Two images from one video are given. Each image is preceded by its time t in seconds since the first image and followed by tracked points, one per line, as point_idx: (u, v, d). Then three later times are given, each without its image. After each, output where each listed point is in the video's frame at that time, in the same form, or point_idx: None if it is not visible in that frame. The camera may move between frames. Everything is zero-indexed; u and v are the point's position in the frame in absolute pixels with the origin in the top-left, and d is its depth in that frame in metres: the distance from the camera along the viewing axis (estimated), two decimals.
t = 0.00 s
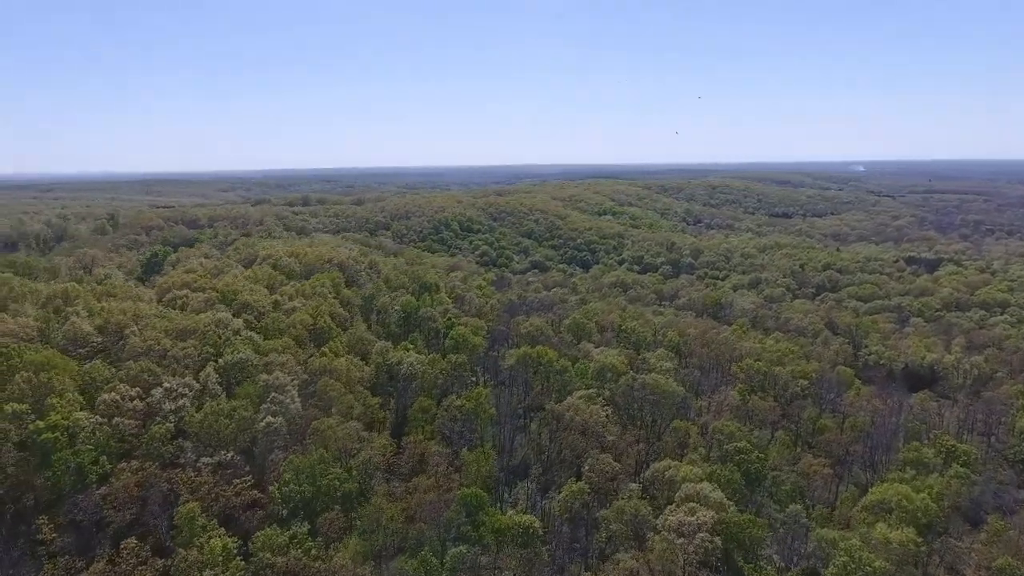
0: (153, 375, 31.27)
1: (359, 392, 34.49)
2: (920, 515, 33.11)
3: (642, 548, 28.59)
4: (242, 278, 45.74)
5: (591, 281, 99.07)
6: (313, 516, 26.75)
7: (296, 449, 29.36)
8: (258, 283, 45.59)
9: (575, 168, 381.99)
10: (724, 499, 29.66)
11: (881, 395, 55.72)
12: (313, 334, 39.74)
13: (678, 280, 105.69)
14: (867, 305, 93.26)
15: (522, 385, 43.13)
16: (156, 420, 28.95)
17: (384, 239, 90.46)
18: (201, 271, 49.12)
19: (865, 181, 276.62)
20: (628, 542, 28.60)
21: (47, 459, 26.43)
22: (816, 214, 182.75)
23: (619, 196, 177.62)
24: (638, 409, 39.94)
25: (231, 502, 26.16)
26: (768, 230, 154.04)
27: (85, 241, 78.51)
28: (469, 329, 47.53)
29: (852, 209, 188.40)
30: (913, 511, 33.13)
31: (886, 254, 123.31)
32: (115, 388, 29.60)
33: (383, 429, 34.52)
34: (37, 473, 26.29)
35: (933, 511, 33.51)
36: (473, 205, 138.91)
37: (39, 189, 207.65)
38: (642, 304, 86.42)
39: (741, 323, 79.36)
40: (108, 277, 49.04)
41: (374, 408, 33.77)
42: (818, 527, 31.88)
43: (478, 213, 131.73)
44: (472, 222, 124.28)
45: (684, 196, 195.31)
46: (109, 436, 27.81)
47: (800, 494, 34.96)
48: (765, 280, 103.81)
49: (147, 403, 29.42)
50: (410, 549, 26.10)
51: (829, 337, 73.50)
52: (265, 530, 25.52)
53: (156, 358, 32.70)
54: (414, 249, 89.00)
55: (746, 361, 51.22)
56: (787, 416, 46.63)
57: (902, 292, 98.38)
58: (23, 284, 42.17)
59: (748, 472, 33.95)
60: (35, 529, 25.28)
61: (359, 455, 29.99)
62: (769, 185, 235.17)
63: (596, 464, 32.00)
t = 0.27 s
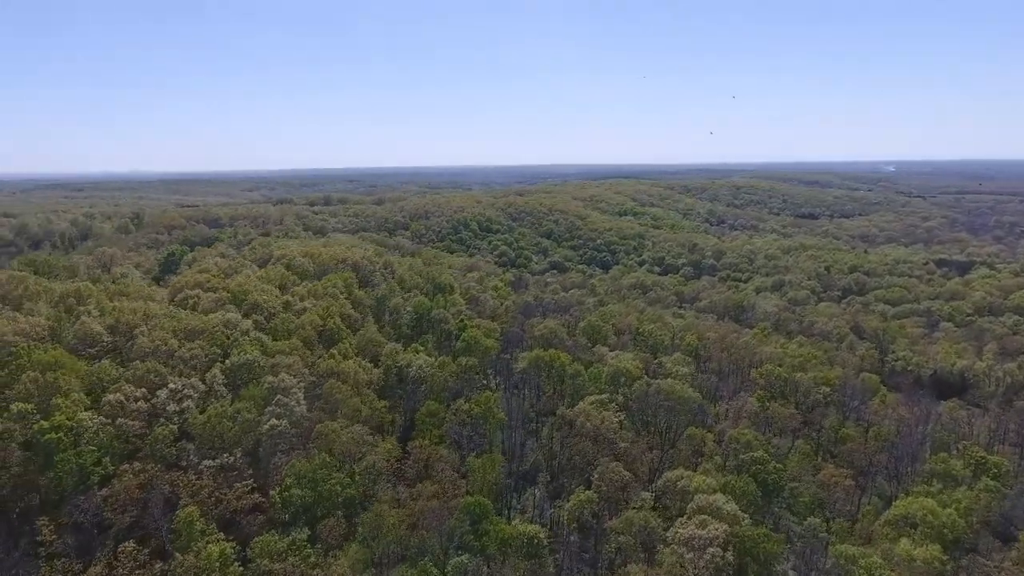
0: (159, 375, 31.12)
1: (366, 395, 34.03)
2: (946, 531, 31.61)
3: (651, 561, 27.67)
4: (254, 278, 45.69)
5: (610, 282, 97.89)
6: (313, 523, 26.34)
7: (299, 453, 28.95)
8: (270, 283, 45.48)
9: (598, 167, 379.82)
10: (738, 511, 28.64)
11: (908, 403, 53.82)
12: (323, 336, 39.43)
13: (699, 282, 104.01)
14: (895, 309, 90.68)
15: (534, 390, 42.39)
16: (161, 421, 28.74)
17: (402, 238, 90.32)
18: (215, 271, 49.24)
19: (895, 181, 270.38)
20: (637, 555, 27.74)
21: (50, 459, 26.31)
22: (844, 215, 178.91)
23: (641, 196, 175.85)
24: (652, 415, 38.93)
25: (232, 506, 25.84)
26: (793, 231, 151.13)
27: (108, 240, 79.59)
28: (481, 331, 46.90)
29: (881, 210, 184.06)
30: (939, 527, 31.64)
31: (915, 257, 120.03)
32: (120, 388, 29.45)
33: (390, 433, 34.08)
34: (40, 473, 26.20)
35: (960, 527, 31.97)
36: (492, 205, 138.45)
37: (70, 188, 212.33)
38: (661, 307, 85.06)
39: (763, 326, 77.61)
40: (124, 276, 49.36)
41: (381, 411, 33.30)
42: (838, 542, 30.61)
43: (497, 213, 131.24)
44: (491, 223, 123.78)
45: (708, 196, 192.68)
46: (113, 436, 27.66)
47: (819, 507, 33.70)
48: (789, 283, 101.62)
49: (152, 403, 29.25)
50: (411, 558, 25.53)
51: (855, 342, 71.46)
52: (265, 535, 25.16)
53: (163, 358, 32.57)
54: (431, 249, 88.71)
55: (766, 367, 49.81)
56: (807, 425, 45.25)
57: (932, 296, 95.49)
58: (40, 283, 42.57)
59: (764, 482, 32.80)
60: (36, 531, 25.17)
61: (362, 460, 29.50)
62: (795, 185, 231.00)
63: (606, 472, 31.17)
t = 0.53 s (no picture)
0: (165, 376, 30.93)
1: (373, 398, 33.52)
2: (974, 548, 30.05)
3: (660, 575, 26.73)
4: (266, 279, 45.56)
5: (629, 284, 96.54)
6: (314, 529, 25.91)
7: (302, 457, 28.53)
8: (282, 283, 45.29)
9: (621, 167, 377.20)
10: (752, 524, 27.57)
11: (936, 411, 51.80)
12: (332, 337, 39.04)
13: (720, 284, 102.15)
14: (924, 313, 87.93)
15: (546, 394, 41.66)
16: (165, 422, 28.50)
17: (420, 238, 90.03)
18: (229, 271, 49.25)
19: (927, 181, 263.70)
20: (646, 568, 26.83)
21: (53, 459, 26.18)
22: (872, 216, 174.78)
23: (664, 196, 173.74)
24: (666, 422, 37.85)
25: (232, 510, 25.49)
26: (820, 232, 147.89)
27: (131, 238, 80.66)
28: (494, 333, 46.17)
29: (912, 211, 179.40)
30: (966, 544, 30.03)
31: (947, 259, 116.51)
32: (126, 389, 29.27)
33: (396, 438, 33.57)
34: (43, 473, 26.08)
35: (990, 544, 30.29)
36: (512, 205, 137.77)
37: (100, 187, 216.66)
38: (681, 309, 83.59)
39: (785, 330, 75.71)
40: (140, 275, 49.67)
41: (388, 415, 32.78)
42: (858, 559, 29.28)
43: (517, 213, 130.54)
44: (511, 223, 123.07)
45: (732, 197, 189.74)
46: (116, 437, 27.46)
47: (839, 520, 32.36)
48: (814, 285, 99.23)
49: (156, 404, 29.02)
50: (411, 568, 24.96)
51: (881, 347, 69.25)
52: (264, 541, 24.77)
53: (170, 358, 32.39)
54: (449, 249, 88.28)
55: (786, 373, 48.27)
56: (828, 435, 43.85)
57: (964, 299, 92.39)
58: (56, 282, 42.89)
59: (781, 495, 31.54)
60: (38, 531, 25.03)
61: (365, 465, 28.96)
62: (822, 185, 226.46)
63: (615, 481, 30.20)
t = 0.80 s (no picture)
0: (170, 377, 30.72)
1: (379, 401, 33.00)
2: (1003, 568, 28.28)
3: None
4: (278, 279, 45.35)
5: (648, 285, 95.10)
6: (314, 536, 25.43)
7: (304, 460, 28.13)
8: (294, 283, 45.05)
9: (644, 167, 374.25)
10: (767, 539, 26.44)
11: (966, 421, 49.77)
12: (341, 338, 38.64)
13: (742, 286, 100.21)
14: (954, 317, 85.16)
15: (558, 398, 40.84)
16: (168, 424, 28.23)
17: (437, 238, 89.65)
18: (242, 270, 49.19)
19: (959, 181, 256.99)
20: None
21: (54, 460, 26.00)
22: (901, 217, 170.55)
23: (686, 196, 171.51)
24: (680, 429, 36.80)
25: (232, 515, 25.10)
26: (846, 233, 144.60)
27: (153, 237, 81.58)
28: (506, 335, 45.45)
29: (943, 212, 174.72)
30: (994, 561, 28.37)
31: (979, 262, 112.96)
32: (130, 389, 29.11)
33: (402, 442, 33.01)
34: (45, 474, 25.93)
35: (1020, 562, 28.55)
36: (532, 205, 136.93)
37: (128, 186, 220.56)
38: (701, 312, 82.08)
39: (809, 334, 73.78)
40: (156, 274, 49.97)
41: (394, 419, 32.20)
42: None
43: (537, 213, 129.66)
44: (530, 223, 122.22)
45: (756, 197, 186.64)
46: (119, 439, 27.25)
47: (860, 535, 30.98)
48: (839, 288, 96.81)
49: (160, 406, 28.78)
50: None
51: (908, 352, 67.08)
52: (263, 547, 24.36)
53: (176, 359, 32.18)
54: (466, 249, 87.74)
55: (807, 380, 46.75)
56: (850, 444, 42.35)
57: (996, 304, 89.27)
58: (72, 281, 43.21)
59: (798, 508, 30.32)
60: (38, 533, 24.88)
61: (368, 470, 28.46)
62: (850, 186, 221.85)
63: (624, 490, 29.59)
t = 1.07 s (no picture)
0: (174, 378, 30.45)
1: (383, 404, 32.47)
2: None
3: None
4: (288, 279, 45.08)
5: (667, 286, 93.66)
6: (312, 543, 25.02)
7: (304, 465, 27.67)
8: (303, 284, 44.78)
9: (666, 167, 371.62)
10: (780, 554, 25.34)
11: (995, 430, 47.81)
12: (348, 340, 38.26)
13: (764, 288, 98.31)
14: (985, 321, 82.33)
15: (568, 402, 40.06)
16: (169, 426, 28.00)
17: (453, 238, 89.17)
18: (254, 270, 49.09)
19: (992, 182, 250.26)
20: None
21: (54, 462, 25.82)
22: (931, 218, 166.29)
23: (708, 197, 169.18)
24: (693, 436, 35.81)
25: (229, 520, 24.79)
26: (873, 234, 141.24)
27: (173, 236, 82.28)
28: (516, 338, 44.61)
29: (974, 213, 170.00)
30: None
31: (1011, 265, 109.37)
32: (133, 390, 28.93)
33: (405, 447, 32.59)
34: (44, 476, 25.78)
35: None
36: (551, 205, 135.97)
37: (154, 185, 223.96)
38: (720, 315, 80.52)
39: (832, 338, 71.86)
40: (170, 273, 50.13)
41: (398, 422, 31.67)
42: None
43: (556, 214, 128.69)
44: (548, 223, 121.31)
45: (780, 197, 183.49)
46: (119, 441, 27.03)
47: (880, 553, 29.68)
48: (865, 290, 94.38)
49: (162, 408, 28.52)
50: None
51: (936, 358, 64.91)
52: (259, 554, 23.99)
53: (181, 359, 31.98)
54: (482, 249, 87.15)
55: (827, 386, 45.31)
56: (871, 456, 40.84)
57: None
58: (84, 280, 43.38)
59: (813, 521, 29.24)
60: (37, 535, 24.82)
61: (368, 477, 27.99)
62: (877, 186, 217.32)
63: (632, 501, 28.67)
